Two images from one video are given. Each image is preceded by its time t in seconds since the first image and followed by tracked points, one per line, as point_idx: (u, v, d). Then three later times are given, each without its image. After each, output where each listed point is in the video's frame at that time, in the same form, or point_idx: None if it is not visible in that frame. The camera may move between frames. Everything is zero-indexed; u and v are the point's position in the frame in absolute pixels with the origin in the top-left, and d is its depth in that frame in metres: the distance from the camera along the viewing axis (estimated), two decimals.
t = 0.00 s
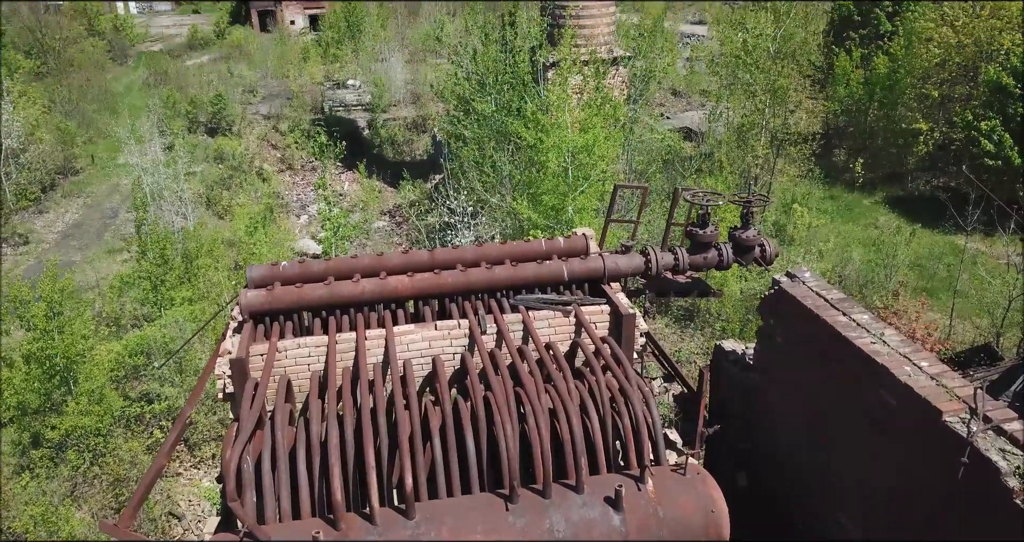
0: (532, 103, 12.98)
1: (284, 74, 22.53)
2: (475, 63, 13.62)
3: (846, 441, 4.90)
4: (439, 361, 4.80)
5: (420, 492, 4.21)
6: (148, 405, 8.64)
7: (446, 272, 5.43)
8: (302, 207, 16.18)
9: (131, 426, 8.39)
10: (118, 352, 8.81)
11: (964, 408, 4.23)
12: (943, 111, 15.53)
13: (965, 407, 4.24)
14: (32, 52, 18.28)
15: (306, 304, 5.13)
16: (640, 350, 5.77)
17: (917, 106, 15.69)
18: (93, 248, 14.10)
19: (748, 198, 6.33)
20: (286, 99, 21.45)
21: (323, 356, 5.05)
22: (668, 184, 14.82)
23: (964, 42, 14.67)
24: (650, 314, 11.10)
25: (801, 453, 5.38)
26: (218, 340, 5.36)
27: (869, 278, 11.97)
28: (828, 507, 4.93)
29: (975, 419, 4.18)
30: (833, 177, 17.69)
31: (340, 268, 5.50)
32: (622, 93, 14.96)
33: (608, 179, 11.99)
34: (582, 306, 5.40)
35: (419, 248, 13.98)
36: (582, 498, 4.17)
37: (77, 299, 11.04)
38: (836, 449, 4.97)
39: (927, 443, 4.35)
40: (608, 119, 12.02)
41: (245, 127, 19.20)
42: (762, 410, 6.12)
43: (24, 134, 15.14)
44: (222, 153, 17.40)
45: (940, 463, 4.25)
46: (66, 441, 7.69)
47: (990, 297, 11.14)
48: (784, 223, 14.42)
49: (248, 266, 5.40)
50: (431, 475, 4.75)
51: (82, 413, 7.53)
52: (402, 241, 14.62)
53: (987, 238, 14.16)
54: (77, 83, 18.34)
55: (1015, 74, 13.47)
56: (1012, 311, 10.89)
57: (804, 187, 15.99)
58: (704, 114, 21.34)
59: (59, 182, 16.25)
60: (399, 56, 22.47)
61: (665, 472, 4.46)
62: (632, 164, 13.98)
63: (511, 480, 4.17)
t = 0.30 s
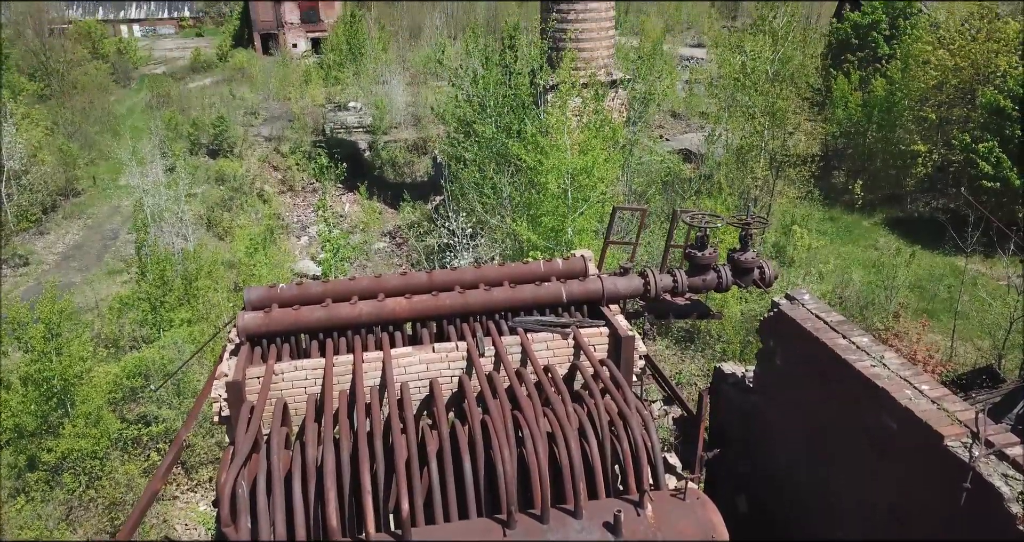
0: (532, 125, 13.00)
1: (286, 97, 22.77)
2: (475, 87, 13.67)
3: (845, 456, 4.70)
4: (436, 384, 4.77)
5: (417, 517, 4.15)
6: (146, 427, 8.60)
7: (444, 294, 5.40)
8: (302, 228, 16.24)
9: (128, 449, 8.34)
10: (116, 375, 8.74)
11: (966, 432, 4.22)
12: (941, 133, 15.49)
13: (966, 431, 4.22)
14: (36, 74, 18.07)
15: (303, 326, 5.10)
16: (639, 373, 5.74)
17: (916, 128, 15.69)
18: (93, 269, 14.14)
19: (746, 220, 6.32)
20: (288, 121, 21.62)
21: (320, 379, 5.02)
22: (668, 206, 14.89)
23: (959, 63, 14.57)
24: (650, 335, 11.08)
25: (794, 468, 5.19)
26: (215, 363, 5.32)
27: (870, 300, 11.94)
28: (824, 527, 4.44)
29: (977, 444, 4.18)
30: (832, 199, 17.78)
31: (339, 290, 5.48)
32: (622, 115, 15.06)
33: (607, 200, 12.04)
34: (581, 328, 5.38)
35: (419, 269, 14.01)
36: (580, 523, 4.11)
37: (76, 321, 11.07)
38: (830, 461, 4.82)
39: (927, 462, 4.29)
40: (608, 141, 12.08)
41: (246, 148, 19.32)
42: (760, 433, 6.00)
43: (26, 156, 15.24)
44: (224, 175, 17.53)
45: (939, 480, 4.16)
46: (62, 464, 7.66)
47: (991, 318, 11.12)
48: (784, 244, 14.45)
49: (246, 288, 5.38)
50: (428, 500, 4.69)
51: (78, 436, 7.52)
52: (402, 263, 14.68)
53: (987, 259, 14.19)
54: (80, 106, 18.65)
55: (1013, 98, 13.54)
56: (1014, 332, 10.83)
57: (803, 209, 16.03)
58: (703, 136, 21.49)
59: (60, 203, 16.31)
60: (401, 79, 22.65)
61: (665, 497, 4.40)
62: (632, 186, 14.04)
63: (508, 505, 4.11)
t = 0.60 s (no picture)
0: (533, 146, 13.01)
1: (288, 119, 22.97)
2: (475, 109, 13.74)
3: (843, 476, 4.80)
4: (434, 406, 4.73)
5: None
6: (142, 448, 8.56)
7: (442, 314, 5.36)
8: (302, 249, 16.29)
9: (124, 471, 8.31)
10: (113, 396, 8.71)
11: (968, 454, 4.17)
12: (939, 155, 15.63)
13: (969, 454, 4.16)
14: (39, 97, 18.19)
15: (299, 347, 5.06)
16: (638, 394, 5.70)
17: (916, 149, 15.82)
18: (92, 290, 14.16)
19: (745, 240, 6.30)
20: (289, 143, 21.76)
21: (316, 401, 4.98)
22: (667, 227, 14.93)
23: (958, 86, 14.64)
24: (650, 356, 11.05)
25: (794, 486, 5.31)
26: (210, 384, 5.28)
27: (870, 321, 11.90)
28: None
29: (980, 466, 4.10)
30: (832, 220, 17.83)
31: (335, 311, 5.45)
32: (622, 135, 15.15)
33: (606, 221, 12.06)
34: (579, 349, 5.34)
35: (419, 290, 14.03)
36: None
37: (74, 342, 11.10)
38: (830, 479, 4.94)
39: (928, 485, 4.26)
40: (607, 163, 12.12)
41: (247, 170, 19.42)
42: (761, 455, 5.89)
43: (27, 177, 15.34)
44: (225, 196, 17.63)
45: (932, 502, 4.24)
46: (57, 487, 7.62)
47: (992, 340, 11.07)
48: (784, 265, 14.48)
49: (243, 308, 5.36)
50: (424, 524, 4.63)
51: (74, 459, 7.47)
52: (401, 284, 14.73)
53: (987, 280, 14.22)
54: (82, 127, 18.92)
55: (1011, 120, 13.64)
56: (1015, 354, 10.73)
57: (803, 230, 16.09)
58: (702, 157, 21.61)
59: (60, 224, 16.38)
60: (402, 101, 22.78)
61: (665, 521, 4.35)
62: (631, 207, 14.09)
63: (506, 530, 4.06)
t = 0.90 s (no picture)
0: (533, 166, 12.99)
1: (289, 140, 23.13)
2: (475, 131, 13.84)
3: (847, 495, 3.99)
4: (431, 429, 4.70)
5: None
6: (140, 471, 8.54)
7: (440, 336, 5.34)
8: (302, 270, 16.34)
9: (120, 493, 8.29)
10: (111, 418, 8.67)
11: (968, 478, 4.21)
12: (937, 176, 15.70)
13: (968, 478, 4.19)
14: (43, 119, 18.83)
15: (297, 370, 5.04)
16: (638, 416, 5.68)
17: (914, 170, 15.86)
18: (91, 310, 14.17)
19: (743, 262, 6.30)
20: (290, 164, 21.91)
21: (313, 423, 4.96)
22: (666, 248, 14.97)
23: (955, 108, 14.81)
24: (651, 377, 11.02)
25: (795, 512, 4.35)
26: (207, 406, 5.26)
27: (871, 342, 11.83)
28: None
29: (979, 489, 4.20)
30: (832, 241, 17.89)
31: (333, 333, 5.43)
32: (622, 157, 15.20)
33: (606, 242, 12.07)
34: (578, 371, 5.32)
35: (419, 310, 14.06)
36: None
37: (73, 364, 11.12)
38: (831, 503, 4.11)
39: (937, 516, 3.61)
40: (607, 184, 12.16)
41: (248, 191, 19.52)
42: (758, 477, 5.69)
43: (29, 199, 15.43)
44: (225, 217, 17.72)
45: (944, 529, 3.16)
46: (53, 510, 7.59)
47: (994, 362, 11.03)
48: (784, 286, 14.50)
49: (241, 330, 5.34)
50: None
51: (70, 482, 7.44)
52: (401, 305, 14.76)
53: (988, 301, 14.28)
54: (85, 149, 19.16)
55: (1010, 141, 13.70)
56: (1017, 377, 10.68)
57: (802, 251, 16.16)
58: (701, 178, 21.73)
59: (61, 245, 16.44)
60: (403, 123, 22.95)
61: None
62: (630, 228, 14.11)
63: None
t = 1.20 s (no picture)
0: (533, 188, 13.03)
1: (290, 163, 23.35)
2: (475, 154, 13.93)
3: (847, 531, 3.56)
4: (428, 455, 4.67)
5: None
6: (136, 495, 8.51)
7: (438, 361, 5.30)
8: (302, 292, 16.37)
9: (116, 518, 8.25)
10: (108, 442, 8.62)
11: (971, 508, 4.19)
12: (936, 199, 15.80)
13: (971, 508, 4.18)
14: (46, 141, 19.20)
15: (294, 395, 5.01)
16: (637, 442, 5.64)
17: (913, 193, 15.94)
18: (91, 332, 14.18)
19: (743, 287, 6.29)
20: (291, 186, 22.03)
21: (311, 449, 4.92)
22: (667, 270, 15.00)
23: (954, 131, 14.95)
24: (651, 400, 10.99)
25: None
26: (204, 432, 5.22)
27: (872, 365, 11.77)
28: None
29: (981, 519, 4.17)
30: (832, 263, 17.92)
31: (331, 358, 5.41)
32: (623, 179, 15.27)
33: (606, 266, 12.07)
34: (577, 397, 5.30)
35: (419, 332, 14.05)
36: None
37: (71, 386, 11.12)
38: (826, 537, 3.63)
39: None
40: (607, 207, 12.19)
41: (249, 213, 19.64)
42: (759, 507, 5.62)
43: (30, 220, 15.50)
44: (227, 240, 17.80)
45: None
46: (48, 535, 7.55)
47: (995, 385, 11.00)
48: (784, 309, 14.55)
49: (239, 354, 5.32)
50: None
51: (66, 507, 7.43)
52: (401, 327, 14.78)
53: (988, 323, 14.30)
54: (87, 170, 19.29)
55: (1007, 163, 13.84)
56: (1019, 400, 10.63)
57: (801, 274, 16.21)
58: (700, 200, 21.81)
59: (62, 267, 16.50)
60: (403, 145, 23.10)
61: None
62: (630, 250, 14.14)
63: None
